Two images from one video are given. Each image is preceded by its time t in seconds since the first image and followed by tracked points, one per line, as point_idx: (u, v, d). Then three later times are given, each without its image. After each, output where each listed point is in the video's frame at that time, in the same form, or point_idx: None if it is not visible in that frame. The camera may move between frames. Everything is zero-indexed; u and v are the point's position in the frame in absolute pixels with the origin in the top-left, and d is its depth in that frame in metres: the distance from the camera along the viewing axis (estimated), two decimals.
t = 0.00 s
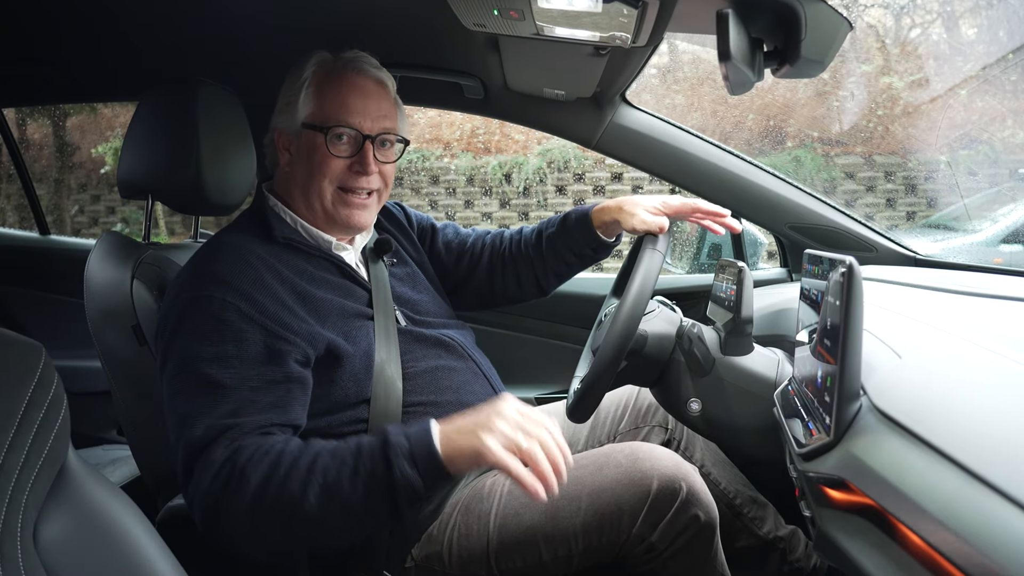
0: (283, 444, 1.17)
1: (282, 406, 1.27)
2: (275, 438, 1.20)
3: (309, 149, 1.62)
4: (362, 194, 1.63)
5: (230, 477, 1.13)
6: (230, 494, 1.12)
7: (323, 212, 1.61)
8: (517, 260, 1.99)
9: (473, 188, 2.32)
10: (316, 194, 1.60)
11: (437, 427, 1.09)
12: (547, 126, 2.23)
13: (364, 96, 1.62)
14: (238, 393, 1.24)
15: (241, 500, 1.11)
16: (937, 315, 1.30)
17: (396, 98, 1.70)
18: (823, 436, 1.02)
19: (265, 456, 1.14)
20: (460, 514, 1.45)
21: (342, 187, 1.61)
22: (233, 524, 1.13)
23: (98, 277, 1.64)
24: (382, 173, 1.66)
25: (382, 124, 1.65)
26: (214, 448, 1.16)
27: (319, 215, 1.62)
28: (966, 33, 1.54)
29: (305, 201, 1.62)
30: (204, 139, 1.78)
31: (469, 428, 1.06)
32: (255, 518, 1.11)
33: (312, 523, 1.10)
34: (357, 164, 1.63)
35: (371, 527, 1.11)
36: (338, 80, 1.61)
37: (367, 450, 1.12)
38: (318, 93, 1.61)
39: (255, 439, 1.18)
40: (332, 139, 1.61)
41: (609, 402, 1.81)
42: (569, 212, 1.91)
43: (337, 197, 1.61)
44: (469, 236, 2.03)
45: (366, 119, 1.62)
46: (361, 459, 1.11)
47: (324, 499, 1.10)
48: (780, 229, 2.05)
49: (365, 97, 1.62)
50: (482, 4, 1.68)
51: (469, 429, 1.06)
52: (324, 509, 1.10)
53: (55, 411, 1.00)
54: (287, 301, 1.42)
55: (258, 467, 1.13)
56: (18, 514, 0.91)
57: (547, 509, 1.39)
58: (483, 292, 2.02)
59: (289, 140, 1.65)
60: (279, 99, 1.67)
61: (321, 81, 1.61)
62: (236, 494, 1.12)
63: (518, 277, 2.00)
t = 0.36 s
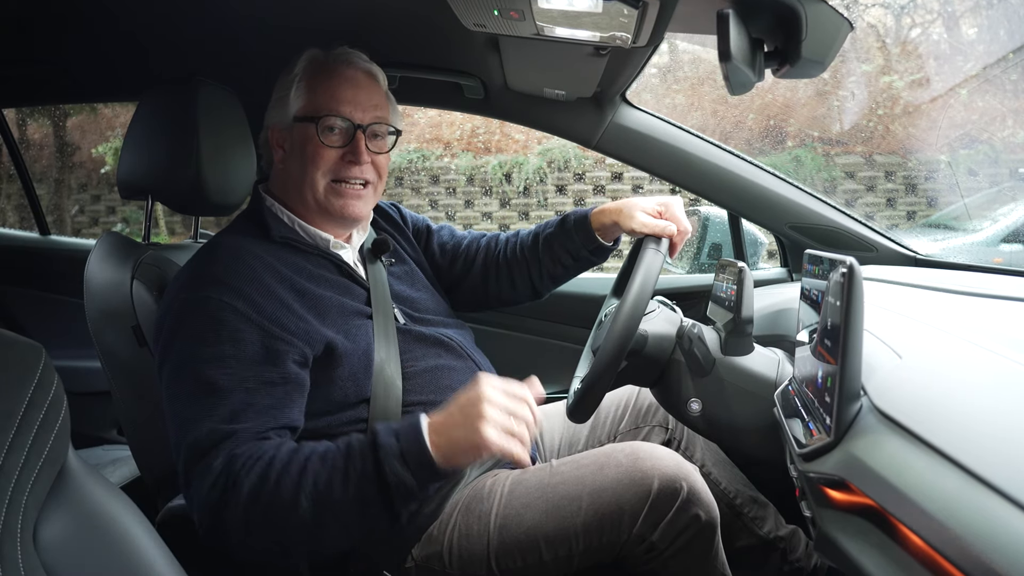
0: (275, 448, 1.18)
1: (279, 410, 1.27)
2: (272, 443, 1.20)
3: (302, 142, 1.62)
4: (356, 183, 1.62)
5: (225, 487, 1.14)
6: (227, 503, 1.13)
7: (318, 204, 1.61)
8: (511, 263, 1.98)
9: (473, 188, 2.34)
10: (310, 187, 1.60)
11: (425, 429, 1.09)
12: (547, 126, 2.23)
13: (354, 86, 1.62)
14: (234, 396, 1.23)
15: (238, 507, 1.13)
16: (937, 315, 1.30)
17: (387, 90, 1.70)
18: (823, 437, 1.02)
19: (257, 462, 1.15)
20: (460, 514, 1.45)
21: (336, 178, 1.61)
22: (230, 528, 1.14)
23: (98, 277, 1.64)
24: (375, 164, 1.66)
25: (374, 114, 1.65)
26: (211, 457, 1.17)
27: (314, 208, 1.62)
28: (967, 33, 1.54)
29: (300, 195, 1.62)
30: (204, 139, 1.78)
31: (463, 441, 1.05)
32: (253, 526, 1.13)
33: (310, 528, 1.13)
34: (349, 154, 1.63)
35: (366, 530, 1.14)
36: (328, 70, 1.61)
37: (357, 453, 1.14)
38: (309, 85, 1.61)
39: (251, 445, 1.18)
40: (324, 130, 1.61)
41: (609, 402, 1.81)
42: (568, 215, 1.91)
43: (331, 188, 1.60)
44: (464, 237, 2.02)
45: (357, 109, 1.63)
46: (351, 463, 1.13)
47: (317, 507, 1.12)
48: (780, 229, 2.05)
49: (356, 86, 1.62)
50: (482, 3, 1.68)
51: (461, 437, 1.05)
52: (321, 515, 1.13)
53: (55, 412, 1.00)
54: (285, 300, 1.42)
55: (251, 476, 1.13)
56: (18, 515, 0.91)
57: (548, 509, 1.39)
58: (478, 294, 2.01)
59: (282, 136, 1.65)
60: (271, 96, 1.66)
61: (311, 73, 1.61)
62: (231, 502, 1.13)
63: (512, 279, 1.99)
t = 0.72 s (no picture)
0: (262, 441, 1.15)
1: (272, 409, 1.24)
2: (262, 436, 1.17)
3: (304, 143, 1.61)
4: (358, 186, 1.62)
5: (212, 480, 1.12)
6: (215, 496, 1.11)
7: (319, 205, 1.61)
8: (512, 259, 1.98)
9: (473, 188, 2.33)
10: (311, 188, 1.60)
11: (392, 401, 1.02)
12: (547, 126, 2.23)
13: (357, 87, 1.62)
14: (229, 397, 1.22)
15: (221, 499, 1.11)
16: (938, 315, 1.29)
17: (390, 91, 1.69)
18: (823, 437, 1.02)
19: (242, 455, 1.12)
20: (460, 514, 1.45)
21: (337, 180, 1.61)
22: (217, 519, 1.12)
23: (98, 277, 1.64)
24: (376, 166, 1.65)
25: (376, 116, 1.64)
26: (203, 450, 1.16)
27: (314, 209, 1.61)
28: (967, 33, 1.54)
29: (300, 195, 1.61)
30: (203, 139, 1.78)
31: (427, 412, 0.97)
32: (238, 517, 1.10)
33: (287, 515, 1.08)
34: (351, 156, 1.62)
35: (348, 519, 1.07)
36: (331, 71, 1.61)
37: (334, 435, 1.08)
38: (312, 85, 1.61)
39: (239, 441, 1.15)
40: (326, 131, 1.61)
41: (609, 402, 1.81)
42: (572, 206, 1.92)
43: (332, 189, 1.60)
44: (463, 235, 2.01)
45: (360, 111, 1.62)
46: (326, 445, 1.07)
47: (294, 491, 1.07)
48: (781, 229, 2.05)
49: (358, 88, 1.62)
50: (482, 3, 1.68)
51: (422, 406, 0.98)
52: (298, 500, 1.07)
53: (55, 412, 1.00)
54: (281, 298, 1.42)
55: (234, 468, 1.11)
56: (17, 515, 0.91)
57: (548, 509, 1.39)
58: (478, 291, 1.99)
59: (285, 135, 1.65)
60: (274, 95, 1.67)
61: (314, 74, 1.61)
62: (216, 493, 1.11)
63: (513, 276, 1.98)
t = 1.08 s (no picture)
0: (349, 441, 1.23)
1: (314, 394, 1.31)
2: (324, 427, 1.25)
3: (301, 145, 1.61)
4: (355, 188, 1.62)
5: (299, 478, 1.18)
6: (299, 499, 1.17)
7: (317, 207, 1.61)
8: (524, 242, 1.96)
9: (473, 187, 2.33)
10: (309, 190, 1.60)
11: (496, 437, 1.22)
12: (547, 126, 2.23)
13: (353, 89, 1.61)
14: (269, 381, 1.26)
15: (308, 503, 1.17)
16: (939, 315, 1.29)
17: (387, 92, 1.69)
18: (823, 437, 1.02)
19: (336, 455, 1.20)
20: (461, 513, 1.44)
21: (334, 182, 1.61)
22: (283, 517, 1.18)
23: (98, 276, 1.64)
24: (374, 167, 1.66)
25: (373, 118, 1.64)
26: (268, 438, 1.20)
27: (312, 210, 1.61)
28: (967, 33, 1.54)
29: (299, 197, 1.62)
30: (203, 138, 1.78)
31: (541, 441, 1.19)
32: (320, 521, 1.17)
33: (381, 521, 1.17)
34: (348, 158, 1.62)
35: (436, 527, 1.19)
36: (326, 72, 1.60)
37: (439, 451, 1.21)
38: (307, 87, 1.60)
39: (312, 430, 1.23)
40: (323, 133, 1.61)
41: (609, 402, 1.81)
42: (591, 196, 1.90)
43: (330, 191, 1.60)
44: (463, 220, 2.00)
45: (356, 113, 1.62)
46: (432, 459, 1.19)
47: (397, 498, 1.17)
48: (781, 229, 2.05)
49: (354, 89, 1.61)
50: (482, 2, 1.68)
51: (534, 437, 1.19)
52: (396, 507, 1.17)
53: (54, 411, 1.00)
54: (293, 287, 1.43)
55: (328, 470, 1.18)
56: (17, 515, 0.91)
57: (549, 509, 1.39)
58: (483, 272, 1.97)
59: (282, 137, 1.65)
60: (270, 97, 1.66)
61: (309, 75, 1.60)
62: (301, 497, 1.17)
63: (523, 258, 1.96)
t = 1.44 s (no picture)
0: (355, 458, 1.30)
1: (312, 397, 1.33)
2: (321, 434, 1.30)
3: (303, 146, 1.61)
4: (356, 190, 1.61)
5: (304, 487, 1.24)
6: (302, 505, 1.23)
7: (318, 208, 1.61)
8: (523, 249, 1.95)
9: (473, 186, 2.23)
10: (310, 190, 1.60)
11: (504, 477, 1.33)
12: (548, 126, 2.23)
13: (356, 91, 1.61)
14: (269, 384, 1.29)
15: (308, 517, 1.24)
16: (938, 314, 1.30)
17: (391, 94, 1.69)
18: (824, 437, 1.02)
19: (342, 472, 1.27)
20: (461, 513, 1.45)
21: (336, 183, 1.60)
22: (274, 523, 1.24)
23: (98, 275, 1.64)
24: (376, 170, 1.65)
25: (375, 120, 1.64)
26: (271, 443, 1.24)
27: (313, 211, 1.61)
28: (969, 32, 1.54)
29: (299, 197, 1.62)
30: (203, 138, 1.78)
31: (534, 477, 1.33)
32: (318, 531, 1.24)
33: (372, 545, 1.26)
34: (350, 160, 1.62)
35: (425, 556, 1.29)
36: (330, 73, 1.60)
37: (444, 483, 1.30)
38: (311, 88, 1.60)
39: (316, 439, 1.29)
40: (325, 135, 1.61)
41: (610, 402, 1.81)
42: (590, 200, 1.89)
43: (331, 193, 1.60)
44: (465, 224, 1.99)
45: (359, 115, 1.61)
46: (438, 493, 1.29)
47: (399, 525, 1.26)
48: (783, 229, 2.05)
49: (358, 91, 1.61)
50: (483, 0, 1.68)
51: (530, 473, 1.33)
52: (397, 530, 1.26)
53: (55, 410, 1.00)
54: (293, 286, 1.43)
55: (333, 487, 1.25)
56: (17, 514, 0.91)
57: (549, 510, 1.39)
58: (483, 279, 1.97)
59: (284, 136, 1.65)
60: (274, 95, 1.66)
61: (313, 76, 1.60)
62: (304, 510, 1.24)
63: (522, 266, 1.95)
